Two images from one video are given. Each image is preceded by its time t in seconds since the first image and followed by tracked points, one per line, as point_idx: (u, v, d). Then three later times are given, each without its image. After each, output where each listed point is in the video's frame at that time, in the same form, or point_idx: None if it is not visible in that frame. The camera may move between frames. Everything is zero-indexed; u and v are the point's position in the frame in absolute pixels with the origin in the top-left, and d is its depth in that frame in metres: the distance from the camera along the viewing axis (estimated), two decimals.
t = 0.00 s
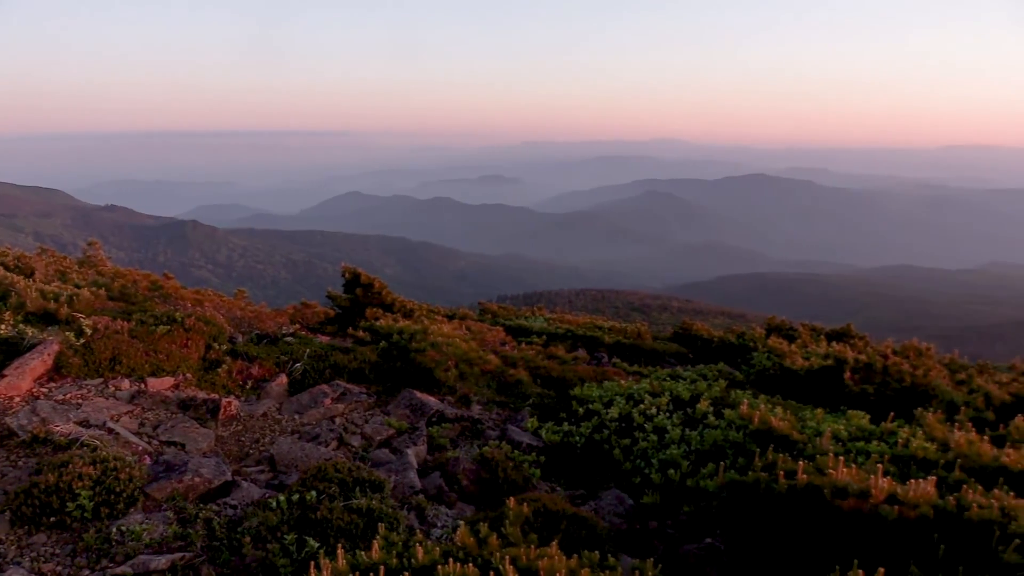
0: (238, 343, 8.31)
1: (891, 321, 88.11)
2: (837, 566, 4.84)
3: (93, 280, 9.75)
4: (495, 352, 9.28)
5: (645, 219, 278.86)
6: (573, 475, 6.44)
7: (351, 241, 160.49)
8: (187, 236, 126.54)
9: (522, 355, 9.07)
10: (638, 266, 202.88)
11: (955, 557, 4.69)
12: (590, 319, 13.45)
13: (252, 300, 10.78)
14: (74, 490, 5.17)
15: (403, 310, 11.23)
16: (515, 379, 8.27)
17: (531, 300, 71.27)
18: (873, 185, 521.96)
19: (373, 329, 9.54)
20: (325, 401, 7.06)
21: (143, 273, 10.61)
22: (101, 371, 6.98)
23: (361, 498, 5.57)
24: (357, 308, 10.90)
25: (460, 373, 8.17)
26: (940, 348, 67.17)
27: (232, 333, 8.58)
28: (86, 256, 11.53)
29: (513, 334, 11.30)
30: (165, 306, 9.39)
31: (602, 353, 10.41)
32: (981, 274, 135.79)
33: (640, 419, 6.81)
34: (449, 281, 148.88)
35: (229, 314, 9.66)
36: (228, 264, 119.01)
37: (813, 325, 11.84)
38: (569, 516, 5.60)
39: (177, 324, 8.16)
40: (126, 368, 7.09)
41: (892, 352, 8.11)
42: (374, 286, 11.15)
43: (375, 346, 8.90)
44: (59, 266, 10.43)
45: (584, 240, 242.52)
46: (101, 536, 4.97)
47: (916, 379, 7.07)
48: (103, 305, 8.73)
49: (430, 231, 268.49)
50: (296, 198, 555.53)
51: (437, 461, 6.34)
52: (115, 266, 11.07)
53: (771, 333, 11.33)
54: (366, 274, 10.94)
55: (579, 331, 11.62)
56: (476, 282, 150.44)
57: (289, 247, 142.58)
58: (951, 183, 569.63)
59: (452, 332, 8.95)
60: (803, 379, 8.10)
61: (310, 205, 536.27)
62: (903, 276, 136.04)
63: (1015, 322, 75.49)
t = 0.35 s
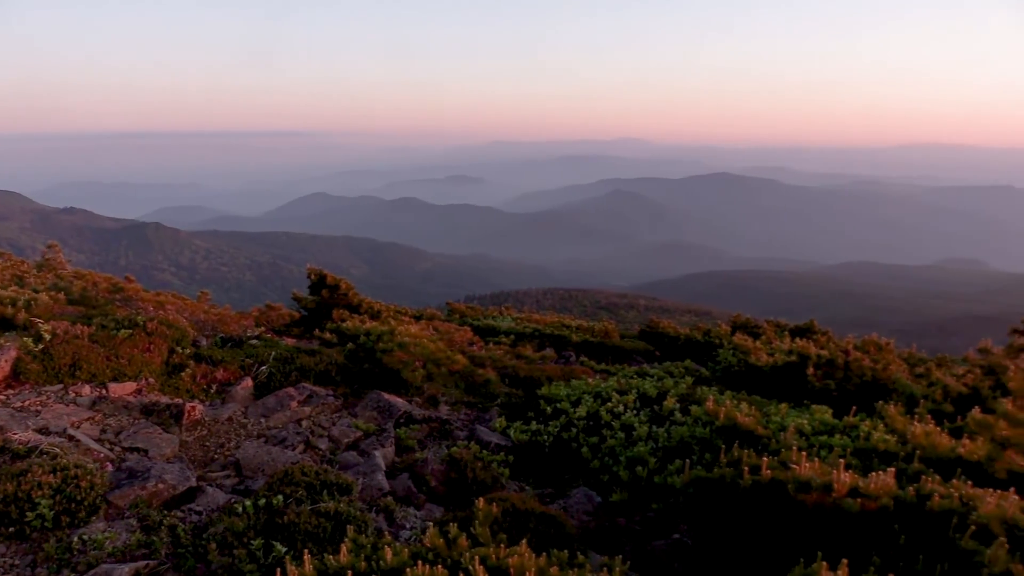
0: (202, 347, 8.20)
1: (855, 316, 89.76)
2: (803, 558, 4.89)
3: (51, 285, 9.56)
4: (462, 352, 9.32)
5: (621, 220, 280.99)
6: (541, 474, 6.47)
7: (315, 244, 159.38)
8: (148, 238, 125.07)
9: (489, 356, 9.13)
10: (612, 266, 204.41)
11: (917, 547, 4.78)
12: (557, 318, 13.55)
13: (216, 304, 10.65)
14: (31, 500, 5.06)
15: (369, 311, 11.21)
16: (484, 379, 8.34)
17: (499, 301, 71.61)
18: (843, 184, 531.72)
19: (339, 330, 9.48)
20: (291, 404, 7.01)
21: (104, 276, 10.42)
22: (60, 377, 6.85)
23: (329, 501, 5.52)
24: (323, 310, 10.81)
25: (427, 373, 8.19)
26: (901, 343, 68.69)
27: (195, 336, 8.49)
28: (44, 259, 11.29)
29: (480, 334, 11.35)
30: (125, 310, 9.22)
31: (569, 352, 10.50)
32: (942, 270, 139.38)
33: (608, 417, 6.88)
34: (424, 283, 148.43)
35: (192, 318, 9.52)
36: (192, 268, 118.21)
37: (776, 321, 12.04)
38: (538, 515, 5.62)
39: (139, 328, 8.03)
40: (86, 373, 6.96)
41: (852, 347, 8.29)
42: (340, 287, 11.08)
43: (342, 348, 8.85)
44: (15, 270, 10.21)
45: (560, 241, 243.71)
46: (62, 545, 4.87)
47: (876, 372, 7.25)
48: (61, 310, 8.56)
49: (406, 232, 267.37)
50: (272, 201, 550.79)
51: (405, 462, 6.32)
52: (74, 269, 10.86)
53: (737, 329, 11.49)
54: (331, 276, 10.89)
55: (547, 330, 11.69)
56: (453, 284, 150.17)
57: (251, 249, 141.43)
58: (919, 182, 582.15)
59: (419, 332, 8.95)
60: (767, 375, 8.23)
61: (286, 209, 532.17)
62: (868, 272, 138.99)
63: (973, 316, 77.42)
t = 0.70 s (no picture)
0: (164, 352, 8.08)
1: (816, 312, 91.50)
2: (770, 552, 4.98)
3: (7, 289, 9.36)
4: (429, 353, 9.35)
5: (596, 220, 282.59)
6: (508, 474, 6.51)
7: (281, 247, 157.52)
8: (107, 241, 122.91)
9: (457, 357, 9.17)
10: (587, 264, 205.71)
11: (878, 538, 4.87)
12: (524, 317, 13.63)
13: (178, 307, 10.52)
14: None
15: (335, 313, 11.17)
16: (452, 380, 8.38)
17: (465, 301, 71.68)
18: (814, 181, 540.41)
19: (305, 332, 9.43)
20: (256, 408, 6.96)
21: (61, 281, 10.22)
22: (17, 385, 6.71)
23: (296, 504, 5.49)
24: (288, 312, 10.78)
25: (394, 375, 8.19)
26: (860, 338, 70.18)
27: (157, 341, 8.37)
28: None
29: (447, 334, 11.37)
30: (84, 315, 9.06)
31: (538, 351, 10.56)
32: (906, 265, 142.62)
33: (575, 416, 6.94)
34: (397, 286, 147.71)
35: (155, 322, 9.39)
36: (152, 271, 116.68)
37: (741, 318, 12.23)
38: (505, 514, 5.62)
39: (99, 333, 7.89)
40: (45, 381, 6.83)
41: (814, 342, 8.44)
42: (305, 290, 11.04)
43: (308, 349, 8.81)
44: None
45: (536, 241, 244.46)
46: (21, 556, 4.75)
47: (838, 368, 7.42)
48: (17, 317, 8.38)
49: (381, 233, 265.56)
50: (246, 203, 544.65)
51: (372, 465, 6.31)
52: (31, 274, 10.65)
53: (702, 327, 11.65)
54: (296, 278, 10.84)
55: (514, 330, 11.77)
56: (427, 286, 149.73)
57: (214, 251, 139.37)
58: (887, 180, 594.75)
59: (386, 333, 8.95)
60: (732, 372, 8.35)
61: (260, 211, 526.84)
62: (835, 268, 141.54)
63: (929, 311, 79.56)
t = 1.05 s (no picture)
0: (125, 357, 7.96)
1: (781, 308, 92.94)
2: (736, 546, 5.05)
3: None
4: (396, 354, 9.35)
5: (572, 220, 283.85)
6: (477, 474, 6.51)
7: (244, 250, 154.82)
8: (66, 245, 120.33)
9: (423, 358, 9.18)
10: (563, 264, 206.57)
11: (840, 530, 4.95)
12: (490, 317, 13.68)
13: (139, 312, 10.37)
14: None
15: (299, 315, 11.13)
16: (418, 381, 8.40)
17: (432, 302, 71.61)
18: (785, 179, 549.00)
19: (269, 336, 9.36)
20: (219, 412, 6.89)
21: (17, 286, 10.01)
22: None
23: (262, 509, 5.44)
24: (253, 315, 10.78)
25: (360, 377, 8.18)
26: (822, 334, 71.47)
27: (118, 346, 8.24)
28: None
29: (413, 336, 11.35)
30: (41, 320, 8.89)
31: (505, 351, 10.60)
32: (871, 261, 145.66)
33: (541, 415, 6.97)
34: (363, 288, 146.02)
35: (116, 327, 9.25)
36: (112, 275, 114.64)
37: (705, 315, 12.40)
38: (473, 515, 5.62)
39: (57, 340, 7.74)
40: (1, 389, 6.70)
41: (778, 338, 8.59)
42: (270, 293, 10.99)
43: (273, 353, 8.75)
44: None
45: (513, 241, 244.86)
46: None
47: (800, 364, 7.56)
48: None
49: (355, 235, 263.40)
50: (220, 207, 538.06)
51: (339, 468, 6.28)
52: None
53: (668, 324, 11.80)
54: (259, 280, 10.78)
55: (480, 330, 11.81)
56: (401, 288, 148.97)
57: (176, 254, 136.85)
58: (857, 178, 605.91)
59: (351, 336, 8.93)
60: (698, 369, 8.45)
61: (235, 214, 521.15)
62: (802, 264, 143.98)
63: (886, 306, 81.56)
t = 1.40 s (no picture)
0: (86, 363, 7.82)
1: (749, 304, 94.06)
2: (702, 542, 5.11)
3: None
4: (363, 356, 9.33)
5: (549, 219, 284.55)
6: (446, 475, 6.52)
7: (212, 253, 152.00)
8: (25, 248, 117.39)
9: (390, 358, 9.19)
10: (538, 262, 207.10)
11: (806, 523, 5.02)
12: (458, 317, 13.71)
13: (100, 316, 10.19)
14: None
15: (265, 318, 11.04)
16: (385, 382, 8.39)
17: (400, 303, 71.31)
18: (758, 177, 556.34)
19: (235, 339, 9.27)
20: (183, 418, 6.81)
21: None
22: None
23: (228, 514, 5.36)
24: (218, 318, 10.67)
25: (327, 380, 8.16)
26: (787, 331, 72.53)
27: (78, 352, 8.10)
28: None
29: (381, 337, 11.32)
30: None
31: (473, 351, 10.63)
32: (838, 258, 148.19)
33: (510, 415, 7.01)
34: (335, 290, 144.36)
35: (77, 332, 9.07)
36: (72, 279, 112.17)
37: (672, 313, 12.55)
38: (443, 516, 5.61)
39: (15, 346, 7.58)
40: None
41: (742, 335, 8.72)
42: (235, 296, 10.88)
43: (238, 356, 8.69)
44: None
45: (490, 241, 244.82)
46: None
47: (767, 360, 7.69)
48: None
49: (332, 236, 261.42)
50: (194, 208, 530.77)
51: (307, 471, 6.25)
52: None
53: (635, 323, 11.93)
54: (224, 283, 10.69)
55: (448, 330, 11.83)
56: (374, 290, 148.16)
57: (142, 257, 134.20)
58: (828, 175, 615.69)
59: (318, 338, 8.91)
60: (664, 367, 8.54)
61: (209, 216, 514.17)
62: (772, 259, 145.98)
63: (850, 302, 83.18)
